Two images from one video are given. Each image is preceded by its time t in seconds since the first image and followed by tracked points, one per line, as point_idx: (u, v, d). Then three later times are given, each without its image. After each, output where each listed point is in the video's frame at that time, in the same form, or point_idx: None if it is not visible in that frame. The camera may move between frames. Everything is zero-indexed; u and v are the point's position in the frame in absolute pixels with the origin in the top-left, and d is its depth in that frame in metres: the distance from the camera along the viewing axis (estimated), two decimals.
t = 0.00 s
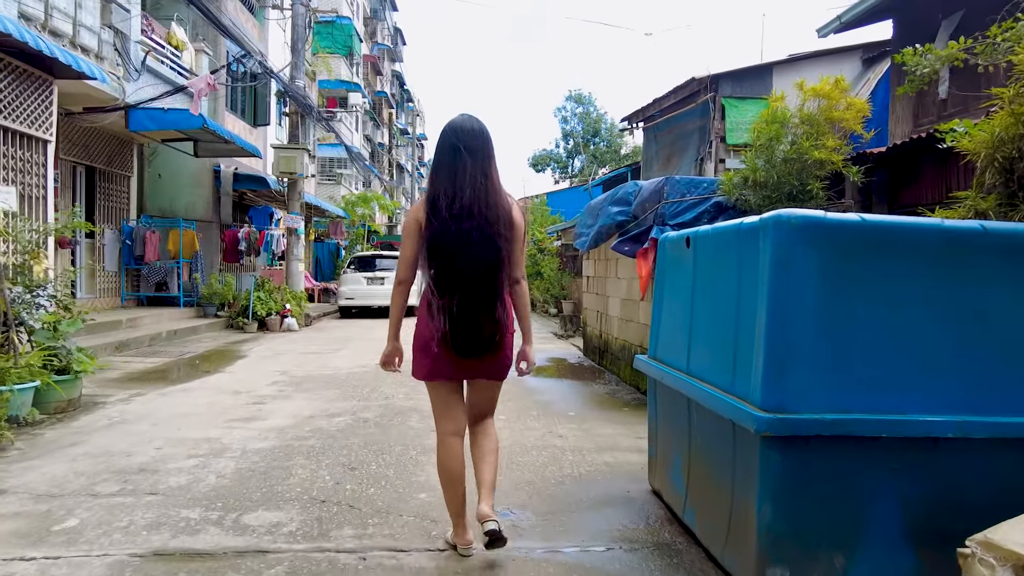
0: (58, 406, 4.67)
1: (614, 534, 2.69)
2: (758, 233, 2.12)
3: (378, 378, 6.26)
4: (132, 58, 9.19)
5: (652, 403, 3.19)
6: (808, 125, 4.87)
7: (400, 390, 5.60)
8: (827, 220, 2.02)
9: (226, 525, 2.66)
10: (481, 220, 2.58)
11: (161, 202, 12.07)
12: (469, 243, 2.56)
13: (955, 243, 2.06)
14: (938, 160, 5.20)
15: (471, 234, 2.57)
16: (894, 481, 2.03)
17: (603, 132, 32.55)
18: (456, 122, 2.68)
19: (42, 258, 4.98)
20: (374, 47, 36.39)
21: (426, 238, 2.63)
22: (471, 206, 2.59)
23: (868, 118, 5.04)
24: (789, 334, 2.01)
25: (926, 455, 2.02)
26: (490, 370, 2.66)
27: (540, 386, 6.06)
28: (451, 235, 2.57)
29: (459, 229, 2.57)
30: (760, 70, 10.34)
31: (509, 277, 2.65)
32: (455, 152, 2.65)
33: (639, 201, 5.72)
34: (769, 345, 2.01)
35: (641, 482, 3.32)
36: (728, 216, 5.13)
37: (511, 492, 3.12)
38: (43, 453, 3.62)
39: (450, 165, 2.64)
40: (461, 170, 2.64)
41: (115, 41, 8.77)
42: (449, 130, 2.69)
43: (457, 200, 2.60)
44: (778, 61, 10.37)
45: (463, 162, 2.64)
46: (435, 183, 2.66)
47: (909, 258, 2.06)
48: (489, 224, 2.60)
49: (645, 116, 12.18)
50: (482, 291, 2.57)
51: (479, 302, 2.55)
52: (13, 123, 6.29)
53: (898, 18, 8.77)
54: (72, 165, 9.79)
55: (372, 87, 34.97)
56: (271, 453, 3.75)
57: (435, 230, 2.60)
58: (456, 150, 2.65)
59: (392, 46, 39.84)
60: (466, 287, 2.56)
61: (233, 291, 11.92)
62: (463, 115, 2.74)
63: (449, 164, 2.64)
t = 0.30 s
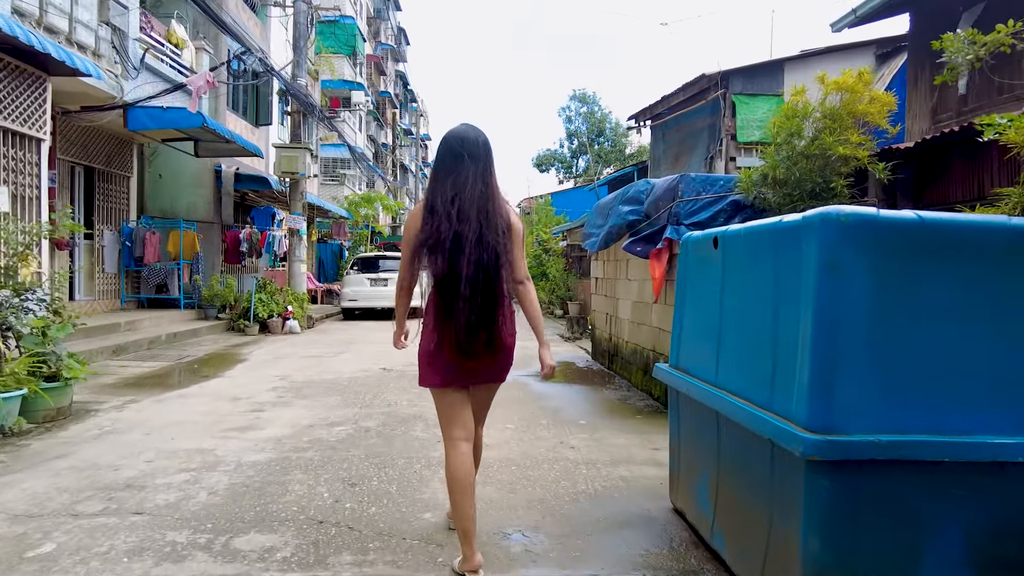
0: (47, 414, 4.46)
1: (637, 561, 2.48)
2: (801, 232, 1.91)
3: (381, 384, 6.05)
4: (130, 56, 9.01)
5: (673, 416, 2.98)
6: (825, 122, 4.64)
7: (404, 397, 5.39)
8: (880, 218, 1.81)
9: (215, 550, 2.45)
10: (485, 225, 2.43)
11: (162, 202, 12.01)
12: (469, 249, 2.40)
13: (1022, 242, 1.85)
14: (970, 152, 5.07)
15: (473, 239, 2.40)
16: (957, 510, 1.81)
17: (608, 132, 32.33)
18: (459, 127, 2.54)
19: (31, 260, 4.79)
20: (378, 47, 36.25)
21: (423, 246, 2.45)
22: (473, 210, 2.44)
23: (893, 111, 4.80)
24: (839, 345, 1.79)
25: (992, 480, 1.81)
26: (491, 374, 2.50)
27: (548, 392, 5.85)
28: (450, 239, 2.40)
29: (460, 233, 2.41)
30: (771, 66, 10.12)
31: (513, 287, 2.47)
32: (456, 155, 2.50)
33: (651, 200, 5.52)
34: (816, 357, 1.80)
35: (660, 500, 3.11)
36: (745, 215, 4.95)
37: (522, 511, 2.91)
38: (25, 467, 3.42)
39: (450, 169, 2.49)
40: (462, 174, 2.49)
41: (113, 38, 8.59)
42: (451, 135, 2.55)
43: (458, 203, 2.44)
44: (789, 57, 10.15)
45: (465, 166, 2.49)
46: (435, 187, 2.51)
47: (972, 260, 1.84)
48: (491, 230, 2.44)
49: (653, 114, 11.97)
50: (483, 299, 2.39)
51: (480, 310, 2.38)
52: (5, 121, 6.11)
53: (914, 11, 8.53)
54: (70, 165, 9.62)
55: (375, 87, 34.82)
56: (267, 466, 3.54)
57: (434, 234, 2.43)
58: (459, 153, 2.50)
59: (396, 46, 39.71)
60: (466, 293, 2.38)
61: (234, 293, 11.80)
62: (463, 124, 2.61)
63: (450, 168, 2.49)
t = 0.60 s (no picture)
0: (27, 423, 4.23)
1: None
2: (857, 224, 1.68)
3: (380, 388, 5.81)
4: (124, 51, 8.79)
5: (698, 428, 2.73)
6: (848, 112, 4.39)
7: (405, 403, 5.15)
8: (952, 206, 1.57)
9: None
10: (496, 219, 2.68)
11: (159, 202, 11.66)
12: (485, 241, 2.62)
13: None
14: (1004, 143, 5.19)
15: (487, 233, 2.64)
16: None
17: (610, 131, 32.04)
18: (460, 126, 2.75)
19: (12, 261, 4.56)
20: (378, 46, 36.01)
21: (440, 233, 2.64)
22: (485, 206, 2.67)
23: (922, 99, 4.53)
24: (905, 354, 1.56)
25: None
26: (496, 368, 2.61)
27: (554, 397, 5.61)
28: (469, 232, 2.61)
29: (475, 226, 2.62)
30: (780, 60, 9.87)
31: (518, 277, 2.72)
32: (462, 153, 2.71)
33: (662, 197, 5.31)
34: (878, 366, 1.56)
35: (681, 518, 2.87)
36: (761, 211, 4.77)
37: (532, 533, 2.67)
38: None
39: (459, 167, 2.71)
40: (470, 172, 2.71)
41: (105, 33, 8.37)
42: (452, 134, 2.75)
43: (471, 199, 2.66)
44: (799, 51, 9.90)
45: (474, 164, 2.71)
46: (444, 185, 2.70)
47: None
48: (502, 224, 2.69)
49: (659, 110, 11.73)
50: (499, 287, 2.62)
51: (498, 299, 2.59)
52: None
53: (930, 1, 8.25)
54: (63, 163, 9.40)
55: (376, 87, 34.59)
56: (257, 480, 3.30)
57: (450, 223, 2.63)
58: (466, 152, 2.71)
59: (397, 45, 39.48)
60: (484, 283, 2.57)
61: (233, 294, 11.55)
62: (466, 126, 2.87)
63: (460, 165, 2.70)
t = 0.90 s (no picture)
0: (14, 433, 4.05)
1: None
2: (924, 220, 1.49)
3: (383, 394, 5.62)
4: (119, 48, 8.61)
5: (726, 443, 2.53)
6: (872, 105, 4.15)
7: (408, 410, 4.95)
8: None
9: None
10: (507, 223, 2.55)
11: (157, 202, 11.51)
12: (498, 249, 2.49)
13: None
14: None
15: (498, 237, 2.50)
16: None
17: (613, 130, 31.86)
18: (467, 131, 2.63)
19: None
20: (380, 45, 35.85)
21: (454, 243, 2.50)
22: (495, 209, 2.54)
23: (954, 91, 4.30)
24: (985, 370, 1.36)
25: None
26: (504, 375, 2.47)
27: (563, 403, 5.42)
28: (479, 237, 2.47)
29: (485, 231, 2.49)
30: (790, 57, 9.66)
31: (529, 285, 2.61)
32: (470, 157, 2.59)
33: (675, 195, 5.13)
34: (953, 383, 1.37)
35: (705, 538, 2.68)
36: (779, 210, 4.60)
37: (546, 557, 2.48)
38: None
39: (467, 171, 2.56)
40: (478, 177, 2.56)
41: (100, 30, 8.20)
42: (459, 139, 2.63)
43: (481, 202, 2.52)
44: (809, 47, 9.69)
45: (483, 168, 2.58)
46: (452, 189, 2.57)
47: None
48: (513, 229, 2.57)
49: (665, 108, 11.53)
50: (509, 293, 2.48)
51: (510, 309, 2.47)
52: None
53: None
54: (59, 163, 9.22)
55: (377, 86, 34.43)
56: (252, 496, 3.10)
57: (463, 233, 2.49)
58: (475, 156, 2.58)
59: (399, 44, 39.33)
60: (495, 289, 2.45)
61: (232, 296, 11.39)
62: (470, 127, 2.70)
63: (467, 168, 2.57)
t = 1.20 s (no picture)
0: None
1: None
2: None
3: (386, 396, 5.41)
4: (117, 43, 8.43)
5: (759, 450, 2.33)
6: (902, 91, 3.85)
7: (414, 413, 4.75)
8: None
9: None
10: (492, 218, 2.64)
11: (157, 201, 11.33)
12: (479, 251, 2.60)
13: None
14: None
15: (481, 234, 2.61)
16: None
17: (616, 130, 31.66)
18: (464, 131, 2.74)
19: None
20: (382, 45, 35.68)
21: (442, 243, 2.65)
22: (483, 206, 2.63)
23: (989, 77, 4.03)
24: None
25: None
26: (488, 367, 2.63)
27: (573, 406, 5.22)
28: (464, 235, 2.60)
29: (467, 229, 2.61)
30: (801, 51, 9.45)
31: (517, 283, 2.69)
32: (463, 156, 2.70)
33: (690, 189, 4.94)
34: None
35: (736, 554, 2.47)
36: (802, 203, 4.39)
37: None
38: None
39: (460, 172, 2.68)
40: (470, 177, 2.67)
41: (97, 23, 8.02)
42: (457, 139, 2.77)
43: (470, 200, 2.64)
44: (821, 40, 9.47)
45: (476, 168, 2.68)
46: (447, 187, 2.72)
47: None
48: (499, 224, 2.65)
49: (672, 104, 11.32)
50: (491, 293, 2.59)
51: (490, 309, 2.57)
52: None
53: None
54: (55, 161, 9.05)
55: (379, 86, 34.25)
56: (247, 507, 2.90)
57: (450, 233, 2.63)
58: (470, 157, 2.69)
59: (401, 44, 39.16)
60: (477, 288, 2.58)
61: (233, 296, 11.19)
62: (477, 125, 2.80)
63: (461, 167, 2.68)
